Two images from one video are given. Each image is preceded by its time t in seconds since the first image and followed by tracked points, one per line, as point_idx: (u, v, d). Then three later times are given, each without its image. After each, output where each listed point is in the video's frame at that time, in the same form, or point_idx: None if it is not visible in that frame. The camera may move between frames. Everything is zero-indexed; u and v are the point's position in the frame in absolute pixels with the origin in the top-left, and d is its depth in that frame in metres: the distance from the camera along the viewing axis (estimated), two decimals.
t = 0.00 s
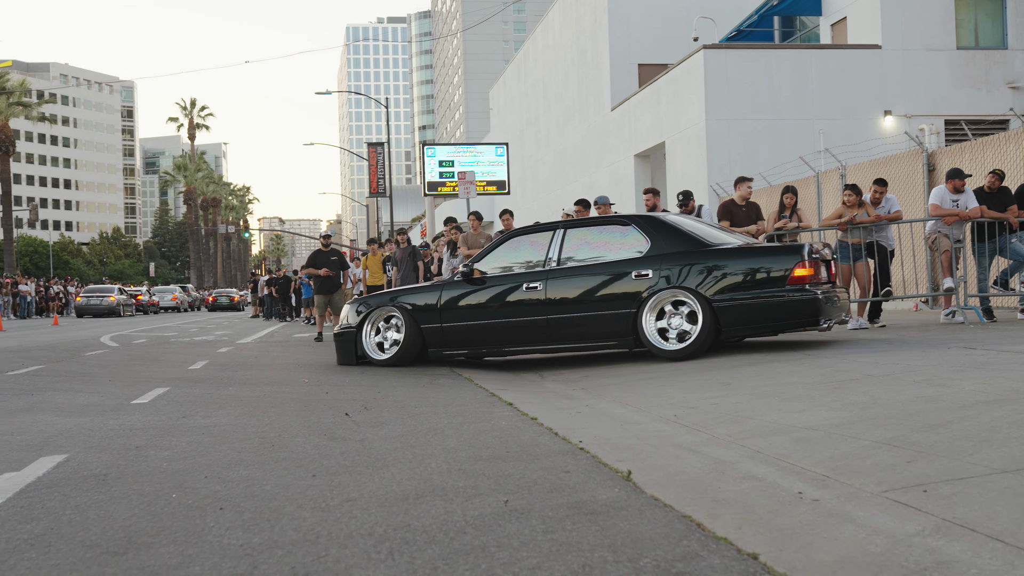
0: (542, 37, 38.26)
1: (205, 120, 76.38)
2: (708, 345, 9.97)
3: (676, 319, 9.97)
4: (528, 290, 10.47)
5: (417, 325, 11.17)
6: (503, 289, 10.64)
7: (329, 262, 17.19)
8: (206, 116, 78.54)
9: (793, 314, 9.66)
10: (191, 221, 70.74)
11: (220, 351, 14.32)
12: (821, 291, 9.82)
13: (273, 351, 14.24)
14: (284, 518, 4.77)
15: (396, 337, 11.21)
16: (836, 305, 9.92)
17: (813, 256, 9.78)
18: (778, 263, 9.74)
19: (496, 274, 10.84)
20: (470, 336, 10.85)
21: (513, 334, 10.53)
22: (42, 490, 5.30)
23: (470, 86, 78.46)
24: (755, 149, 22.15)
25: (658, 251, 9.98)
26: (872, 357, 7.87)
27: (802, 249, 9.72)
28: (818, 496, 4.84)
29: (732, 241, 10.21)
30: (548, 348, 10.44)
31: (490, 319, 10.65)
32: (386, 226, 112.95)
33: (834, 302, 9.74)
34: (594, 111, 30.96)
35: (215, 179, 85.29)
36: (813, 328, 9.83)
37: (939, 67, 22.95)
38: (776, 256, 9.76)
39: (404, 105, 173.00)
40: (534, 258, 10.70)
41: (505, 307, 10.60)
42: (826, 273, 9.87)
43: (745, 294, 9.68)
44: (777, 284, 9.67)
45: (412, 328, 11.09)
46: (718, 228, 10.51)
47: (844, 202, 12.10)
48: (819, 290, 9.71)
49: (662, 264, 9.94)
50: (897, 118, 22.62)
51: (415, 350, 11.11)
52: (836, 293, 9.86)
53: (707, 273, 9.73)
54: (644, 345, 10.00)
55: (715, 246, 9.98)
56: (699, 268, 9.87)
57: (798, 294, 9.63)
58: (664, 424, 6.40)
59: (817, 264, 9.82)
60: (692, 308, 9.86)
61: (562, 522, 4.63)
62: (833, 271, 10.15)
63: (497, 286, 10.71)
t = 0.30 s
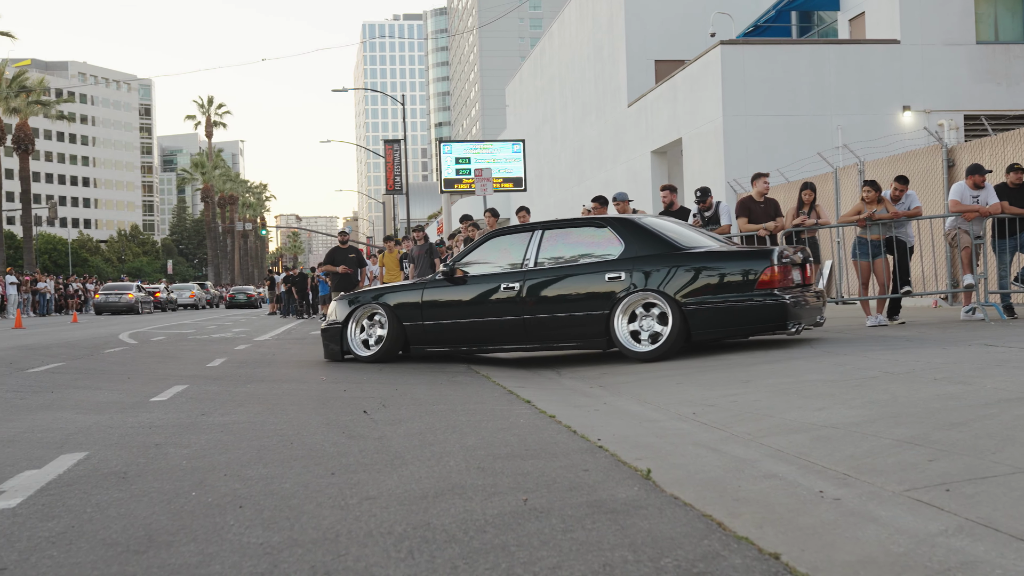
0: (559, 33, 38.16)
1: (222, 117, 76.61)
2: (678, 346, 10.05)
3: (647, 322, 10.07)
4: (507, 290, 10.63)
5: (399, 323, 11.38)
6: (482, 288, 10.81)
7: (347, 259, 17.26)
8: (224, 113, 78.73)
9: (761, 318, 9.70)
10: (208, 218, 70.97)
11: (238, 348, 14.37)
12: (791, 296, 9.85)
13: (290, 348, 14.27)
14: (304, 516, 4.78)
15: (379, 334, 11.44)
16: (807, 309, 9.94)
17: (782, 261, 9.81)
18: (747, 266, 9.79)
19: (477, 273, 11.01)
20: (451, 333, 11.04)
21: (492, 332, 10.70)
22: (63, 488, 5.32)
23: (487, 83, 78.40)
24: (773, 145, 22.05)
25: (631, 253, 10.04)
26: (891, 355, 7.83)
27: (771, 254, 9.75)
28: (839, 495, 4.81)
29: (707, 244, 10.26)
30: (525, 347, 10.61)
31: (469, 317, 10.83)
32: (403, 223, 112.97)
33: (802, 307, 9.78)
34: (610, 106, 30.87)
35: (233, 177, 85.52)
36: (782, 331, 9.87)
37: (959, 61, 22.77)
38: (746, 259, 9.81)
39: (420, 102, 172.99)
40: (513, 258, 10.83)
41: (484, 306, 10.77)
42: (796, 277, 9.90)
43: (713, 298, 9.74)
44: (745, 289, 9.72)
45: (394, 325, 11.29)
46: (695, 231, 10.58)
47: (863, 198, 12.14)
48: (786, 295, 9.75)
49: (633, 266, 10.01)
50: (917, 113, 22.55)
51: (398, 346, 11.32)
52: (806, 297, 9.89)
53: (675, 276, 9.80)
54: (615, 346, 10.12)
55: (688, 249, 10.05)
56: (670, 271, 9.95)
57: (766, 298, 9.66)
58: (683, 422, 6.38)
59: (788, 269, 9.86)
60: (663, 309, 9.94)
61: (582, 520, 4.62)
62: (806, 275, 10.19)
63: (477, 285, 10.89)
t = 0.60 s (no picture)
0: (574, 30, 38.11)
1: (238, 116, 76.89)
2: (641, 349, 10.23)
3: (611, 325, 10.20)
4: (476, 291, 10.87)
5: (376, 320, 11.71)
6: (455, 288, 11.08)
7: (364, 257, 17.25)
8: (240, 113, 79.08)
9: (719, 323, 9.83)
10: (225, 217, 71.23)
11: (254, 346, 14.42)
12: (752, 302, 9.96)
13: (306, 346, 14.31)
14: (322, 514, 4.79)
15: (357, 330, 11.76)
16: (769, 315, 10.05)
17: (743, 268, 9.93)
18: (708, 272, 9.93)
19: (451, 273, 11.27)
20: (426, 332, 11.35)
21: (462, 332, 11.00)
22: (83, 485, 5.35)
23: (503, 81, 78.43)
24: (789, 142, 21.96)
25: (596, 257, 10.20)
26: (909, 352, 7.79)
27: (731, 261, 9.87)
28: (859, 493, 4.79)
29: (675, 250, 10.40)
30: (493, 347, 10.85)
31: (442, 317, 11.11)
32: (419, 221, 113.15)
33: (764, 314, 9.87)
34: (626, 103, 30.82)
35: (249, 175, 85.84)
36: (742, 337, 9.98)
37: (977, 57, 22.59)
38: (708, 265, 9.93)
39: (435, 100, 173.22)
40: (485, 260, 11.07)
41: (456, 306, 11.03)
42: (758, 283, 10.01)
43: (675, 302, 9.89)
44: (705, 294, 9.86)
45: (372, 323, 11.61)
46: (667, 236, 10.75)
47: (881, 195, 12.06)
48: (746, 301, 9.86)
49: (598, 270, 10.19)
50: (935, 109, 22.43)
51: (374, 343, 11.64)
52: (769, 304, 9.98)
53: (636, 280, 9.97)
54: (580, 348, 10.30)
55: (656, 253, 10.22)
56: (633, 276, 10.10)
57: (725, 304, 9.78)
58: (700, 419, 6.37)
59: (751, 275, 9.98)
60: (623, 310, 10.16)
61: (600, 518, 4.61)
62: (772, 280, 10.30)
63: (451, 285, 11.14)
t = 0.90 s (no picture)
0: (591, 27, 38.05)
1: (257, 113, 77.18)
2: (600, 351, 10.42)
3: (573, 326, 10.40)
4: (447, 291, 11.26)
5: (355, 317, 12.11)
6: (428, 288, 11.47)
7: (382, 254, 17.29)
8: (258, 110, 79.41)
9: (674, 327, 10.00)
10: (244, 215, 71.50)
11: (272, 343, 14.46)
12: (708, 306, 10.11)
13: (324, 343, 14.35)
14: (344, 509, 4.80)
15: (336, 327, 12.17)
16: (724, 320, 10.22)
17: (700, 273, 10.08)
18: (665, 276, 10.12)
19: (426, 274, 11.66)
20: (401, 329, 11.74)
21: (434, 331, 11.38)
22: (107, 481, 5.39)
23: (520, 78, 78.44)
24: (809, 139, 21.87)
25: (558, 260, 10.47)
26: (930, 349, 7.74)
27: (688, 265, 10.03)
28: (883, 490, 4.76)
29: (639, 256, 10.61)
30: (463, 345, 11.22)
31: (416, 315, 11.50)
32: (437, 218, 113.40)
33: (718, 318, 10.03)
34: (644, 100, 30.75)
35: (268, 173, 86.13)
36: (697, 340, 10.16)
37: (998, 52, 22.41)
38: (665, 270, 10.11)
39: (451, 98, 173.41)
40: (459, 261, 11.45)
41: (429, 305, 11.42)
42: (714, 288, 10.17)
43: (632, 306, 10.09)
44: (661, 298, 10.04)
45: (350, 320, 12.03)
46: (640, 245, 11.01)
47: (902, 191, 11.95)
48: (701, 305, 10.02)
49: (561, 274, 10.44)
50: (955, 105, 22.19)
51: (353, 340, 12.07)
52: (725, 308, 10.14)
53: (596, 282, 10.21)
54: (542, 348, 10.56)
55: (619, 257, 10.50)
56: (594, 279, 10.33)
57: (680, 308, 9.95)
58: (721, 416, 6.35)
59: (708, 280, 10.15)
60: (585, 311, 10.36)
61: (623, 515, 4.60)
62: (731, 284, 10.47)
63: (425, 284, 11.53)
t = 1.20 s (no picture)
0: (612, 23, 37.96)
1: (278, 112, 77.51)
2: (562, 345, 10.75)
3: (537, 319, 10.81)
4: (422, 288, 11.72)
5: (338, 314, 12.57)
6: (405, 285, 11.94)
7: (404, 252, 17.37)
8: (280, 109, 79.79)
9: (628, 323, 10.24)
10: (266, 213, 71.81)
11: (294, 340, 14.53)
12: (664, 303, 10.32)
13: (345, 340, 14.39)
14: (370, 505, 4.81)
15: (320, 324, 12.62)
16: (683, 317, 10.40)
17: (658, 271, 10.31)
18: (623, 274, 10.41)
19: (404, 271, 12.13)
20: (381, 325, 12.22)
21: (413, 327, 11.84)
22: (135, 477, 5.42)
23: (540, 76, 78.36)
24: (832, 134, 21.75)
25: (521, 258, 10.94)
26: (958, 345, 7.68)
27: (646, 264, 10.28)
28: (912, 487, 4.72)
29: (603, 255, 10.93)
30: (438, 340, 11.67)
31: (393, 312, 11.97)
32: (457, 216, 113.42)
33: (674, 315, 10.22)
34: (665, 96, 30.66)
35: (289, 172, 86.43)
36: (656, 336, 10.37)
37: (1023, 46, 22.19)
38: (624, 267, 10.38)
39: (470, 96, 173.46)
40: (433, 259, 11.90)
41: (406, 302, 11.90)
42: (672, 286, 10.38)
43: (590, 302, 10.41)
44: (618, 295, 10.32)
45: (332, 316, 12.50)
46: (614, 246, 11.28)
47: (927, 186, 11.89)
48: (657, 302, 10.24)
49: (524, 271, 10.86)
50: (980, 99, 21.97)
51: (336, 336, 12.52)
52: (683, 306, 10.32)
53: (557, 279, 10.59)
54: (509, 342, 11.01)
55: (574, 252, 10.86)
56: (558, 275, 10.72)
57: (634, 305, 10.20)
58: (746, 412, 6.32)
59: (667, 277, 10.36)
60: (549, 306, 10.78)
61: (650, 511, 4.59)
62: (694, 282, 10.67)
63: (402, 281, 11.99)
